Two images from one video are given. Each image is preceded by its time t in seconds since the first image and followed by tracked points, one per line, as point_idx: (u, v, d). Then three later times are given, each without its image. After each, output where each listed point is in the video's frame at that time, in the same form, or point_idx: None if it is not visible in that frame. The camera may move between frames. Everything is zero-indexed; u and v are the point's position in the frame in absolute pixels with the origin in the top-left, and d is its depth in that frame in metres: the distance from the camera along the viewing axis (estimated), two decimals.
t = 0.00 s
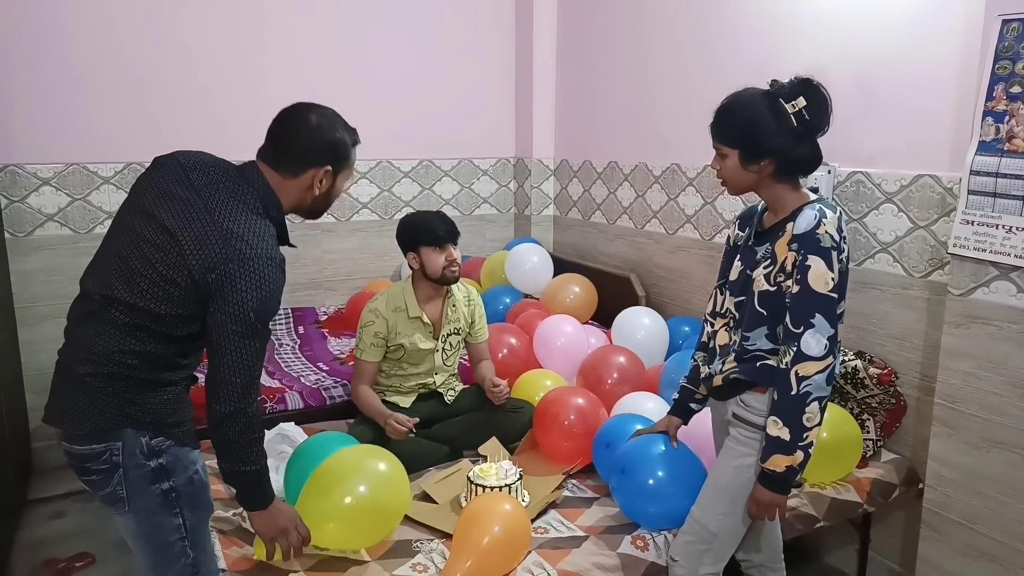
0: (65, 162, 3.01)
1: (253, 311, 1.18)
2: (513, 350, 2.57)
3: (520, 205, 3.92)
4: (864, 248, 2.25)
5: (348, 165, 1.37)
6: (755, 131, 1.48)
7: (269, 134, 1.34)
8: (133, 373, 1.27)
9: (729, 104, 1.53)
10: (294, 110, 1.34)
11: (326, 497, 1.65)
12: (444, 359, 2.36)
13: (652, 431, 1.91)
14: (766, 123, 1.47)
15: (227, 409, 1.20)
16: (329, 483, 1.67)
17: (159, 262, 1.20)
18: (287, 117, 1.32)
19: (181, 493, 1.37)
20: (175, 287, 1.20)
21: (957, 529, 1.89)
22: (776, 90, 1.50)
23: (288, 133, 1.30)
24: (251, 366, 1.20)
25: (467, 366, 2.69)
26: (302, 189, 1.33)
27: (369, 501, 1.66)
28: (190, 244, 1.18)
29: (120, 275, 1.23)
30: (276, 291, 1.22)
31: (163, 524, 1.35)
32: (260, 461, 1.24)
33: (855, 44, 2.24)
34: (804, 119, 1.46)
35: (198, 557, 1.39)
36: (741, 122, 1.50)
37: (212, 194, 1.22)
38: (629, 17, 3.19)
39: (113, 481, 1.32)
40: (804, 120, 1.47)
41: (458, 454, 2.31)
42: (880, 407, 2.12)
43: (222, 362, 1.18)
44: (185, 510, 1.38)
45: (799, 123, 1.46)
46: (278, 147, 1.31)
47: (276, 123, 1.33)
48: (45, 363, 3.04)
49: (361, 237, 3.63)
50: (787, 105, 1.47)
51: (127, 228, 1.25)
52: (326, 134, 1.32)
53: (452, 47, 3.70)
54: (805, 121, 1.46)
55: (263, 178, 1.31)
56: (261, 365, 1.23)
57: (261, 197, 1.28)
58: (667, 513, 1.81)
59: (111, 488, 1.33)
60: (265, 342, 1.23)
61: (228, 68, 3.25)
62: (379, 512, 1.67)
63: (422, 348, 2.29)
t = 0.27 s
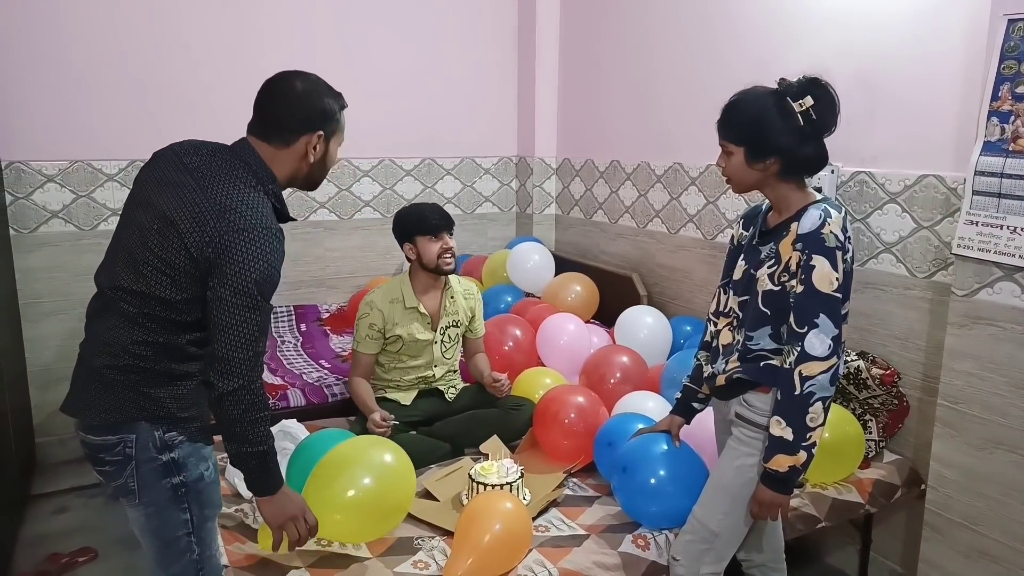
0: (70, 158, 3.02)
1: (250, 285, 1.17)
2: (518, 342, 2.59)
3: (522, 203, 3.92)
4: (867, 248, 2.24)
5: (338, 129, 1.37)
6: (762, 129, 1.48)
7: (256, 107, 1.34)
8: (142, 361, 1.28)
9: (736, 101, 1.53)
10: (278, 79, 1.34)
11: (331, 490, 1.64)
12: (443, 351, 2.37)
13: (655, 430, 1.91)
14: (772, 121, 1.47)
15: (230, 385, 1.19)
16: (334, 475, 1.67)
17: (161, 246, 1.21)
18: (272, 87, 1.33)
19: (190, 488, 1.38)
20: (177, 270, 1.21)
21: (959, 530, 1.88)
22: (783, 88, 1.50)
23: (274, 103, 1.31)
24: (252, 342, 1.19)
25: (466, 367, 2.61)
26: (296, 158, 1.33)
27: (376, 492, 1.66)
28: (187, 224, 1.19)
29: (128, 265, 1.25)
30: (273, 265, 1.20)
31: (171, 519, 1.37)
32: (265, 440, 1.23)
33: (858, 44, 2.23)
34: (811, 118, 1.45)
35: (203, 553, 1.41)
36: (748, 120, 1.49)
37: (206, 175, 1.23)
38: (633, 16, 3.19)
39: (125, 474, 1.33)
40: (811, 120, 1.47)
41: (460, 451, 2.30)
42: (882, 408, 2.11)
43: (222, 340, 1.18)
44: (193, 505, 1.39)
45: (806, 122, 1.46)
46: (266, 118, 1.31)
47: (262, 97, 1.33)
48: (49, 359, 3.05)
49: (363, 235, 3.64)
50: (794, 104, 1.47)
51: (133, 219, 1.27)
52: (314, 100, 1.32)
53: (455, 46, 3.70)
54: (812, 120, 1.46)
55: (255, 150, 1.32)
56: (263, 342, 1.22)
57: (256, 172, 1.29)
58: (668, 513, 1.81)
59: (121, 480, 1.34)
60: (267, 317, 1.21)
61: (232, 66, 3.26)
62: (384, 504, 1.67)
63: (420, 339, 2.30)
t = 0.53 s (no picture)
0: (74, 156, 3.03)
1: (258, 276, 1.17)
2: (519, 343, 2.58)
3: (525, 202, 3.92)
4: (870, 247, 2.24)
5: (342, 116, 1.37)
6: (768, 127, 1.48)
7: (258, 99, 1.34)
8: (153, 355, 1.28)
9: (744, 99, 1.52)
10: (278, 69, 1.33)
11: (326, 502, 1.63)
12: (444, 348, 2.36)
13: (659, 428, 1.90)
14: (779, 119, 1.47)
15: (235, 376, 1.18)
16: (330, 487, 1.65)
17: (171, 240, 1.21)
18: (273, 77, 1.32)
19: (198, 485, 1.38)
20: (185, 263, 1.21)
21: (962, 531, 1.88)
22: (791, 87, 1.50)
23: (277, 94, 1.30)
24: (259, 333, 1.18)
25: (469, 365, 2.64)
26: (303, 148, 1.33)
27: (371, 506, 1.64)
28: (194, 217, 1.20)
29: (139, 261, 1.26)
30: (281, 257, 1.20)
31: (178, 516, 1.37)
32: (269, 434, 1.21)
33: (863, 43, 2.22)
34: (819, 116, 1.45)
35: (208, 551, 1.41)
36: (754, 118, 1.49)
37: (213, 167, 1.24)
38: (636, 15, 3.19)
39: (134, 469, 1.34)
40: (818, 119, 1.47)
41: (463, 449, 2.31)
42: (885, 408, 2.11)
43: (229, 331, 1.17)
44: (200, 503, 1.40)
45: (813, 121, 1.46)
46: (270, 109, 1.31)
47: (263, 88, 1.33)
48: (53, 356, 3.05)
49: (366, 233, 3.64)
50: (801, 102, 1.47)
51: (144, 214, 1.28)
52: (316, 89, 1.31)
53: (459, 44, 3.70)
54: (820, 118, 1.46)
55: (261, 142, 1.31)
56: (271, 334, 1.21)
57: (262, 162, 1.29)
58: (672, 512, 1.81)
59: (131, 475, 1.35)
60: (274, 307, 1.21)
61: (235, 64, 3.26)
62: (381, 517, 1.65)
63: (421, 335, 2.29)
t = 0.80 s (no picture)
0: (77, 155, 3.03)
1: (264, 278, 1.16)
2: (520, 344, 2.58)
3: (528, 200, 3.93)
4: (874, 246, 2.24)
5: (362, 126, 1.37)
6: (774, 125, 1.48)
7: (280, 101, 1.34)
8: (160, 354, 1.28)
9: (750, 96, 1.53)
10: (302, 74, 1.33)
11: (330, 502, 1.62)
12: (446, 346, 2.37)
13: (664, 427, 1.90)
14: (784, 116, 1.47)
15: (238, 377, 1.17)
16: (334, 487, 1.64)
17: (181, 239, 1.21)
18: (296, 81, 1.32)
19: (203, 483, 1.39)
20: (194, 261, 1.21)
21: (966, 530, 1.88)
22: (797, 84, 1.50)
23: (300, 98, 1.30)
24: (265, 335, 1.18)
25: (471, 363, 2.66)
26: (321, 155, 1.33)
27: (375, 506, 1.63)
28: (204, 216, 1.20)
29: (150, 258, 1.26)
30: (289, 259, 1.19)
31: (183, 513, 1.38)
32: (273, 435, 1.20)
33: (866, 40, 2.22)
34: (824, 114, 1.45)
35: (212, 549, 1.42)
36: (760, 116, 1.49)
37: (225, 168, 1.24)
38: (639, 13, 3.19)
39: (140, 466, 1.34)
40: (824, 116, 1.46)
41: (466, 448, 2.31)
42: (889, 406, 2.11)
43: (234, 332, 1.16)
44: (205, 501, 1.40)
45: (819, 119, 1.46)
46: (291, 113, 1.31)
47: (285, 90, 1.33)
48: (56, 355, 3.06)
49: (369, 232, 3.64)
50: (807, 100, 1.47)
51: (157, 212, 1.28)
52: (338, 96, 1.31)
53: (462, 42, 3.71)
54: (825, 116, 1.46)
55: (279, 145, 1.31)
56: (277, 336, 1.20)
57: (276, 165, 1.29)
58: (675, 511, 1.81)
59: (137, 472, 1.35)
60: (282, 309, 1.20)
61: (238, 63, 3.26)
62: (386, 517, 1.65)
63: (423, 334, 2.29)
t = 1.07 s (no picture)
0: (79, 154, 3.03)
1: (269, 285, 1.15)
2: (522, 344, 2.56)
3: (531, 200, 3.93)
4: (876, 245, 2.24)
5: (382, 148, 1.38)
6: (777, 124, 1.48)
7: (302, 115, 1.34)
8: (162, 354, 1.28)
9: (753, 94, 1.53)
10: (328, 92, 1.34)
11: (336, 505, 1.61)
12: (449, 347, 2.36)
13: (666, 426, 1.90)
14: (788, 115, 1.47)
15: (237, 385, 1.15)
16: (339, 490, 1.63)
17: (188, 240, 1.21)
18: (321, 98, 1.33)
19: (202, 483, 1.38)
20: (200, 263, 1.21)
21: (968, 529, 1.88)
22: (800, 83, 1.50)
23: (324, 113, 1.31)
24: (267, 342, 1.16)
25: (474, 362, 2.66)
26: (338, 172, 1.33)
27: (381, 509, 1.62)
28: (213, 218, 1.19)
29: (155, 256, 1.26)
30: (295, 267, 1.18)
31: (182, 513, 1.38)
32: (272, 443, 1.18)
33: (869, 39, 2.23)
34: (828, 112, 1.45)
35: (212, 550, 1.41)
36: (763, 116, 1.49)
37: (240, 172, 1.23)
38: (642, 13, 3.19)
39: (138, 465, 1.34)
40: (828, 114, 1.46)
41: (468, 448, 2.31)
42: (891, 405, 2.11)
43: (236, 337, 1.15)
44: (204, 501, 1.40)
45: (822, 117, 1.46)
46: (314, 127, 1.31)
47: (311, 104, 1.33)
48: (58, 354, 3.05)
49: (371, 231, 3.64)
50: (811, 98, 1.47)
51: (167, 212, 1.28)
52: (362, 115, 1.32)
53: (465, 42, 3.71)
54: (829, 114, 1.46)
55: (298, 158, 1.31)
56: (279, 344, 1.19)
57: (292, 175, 1.29)
58: (677, 511, 1.81)
59: (135, 472, 1.35)
60: (285, 317, 1.19)
61: (240, 62, 3.26)
62: (392, 520, 1.63)
63: (425, 335, 2.29)
